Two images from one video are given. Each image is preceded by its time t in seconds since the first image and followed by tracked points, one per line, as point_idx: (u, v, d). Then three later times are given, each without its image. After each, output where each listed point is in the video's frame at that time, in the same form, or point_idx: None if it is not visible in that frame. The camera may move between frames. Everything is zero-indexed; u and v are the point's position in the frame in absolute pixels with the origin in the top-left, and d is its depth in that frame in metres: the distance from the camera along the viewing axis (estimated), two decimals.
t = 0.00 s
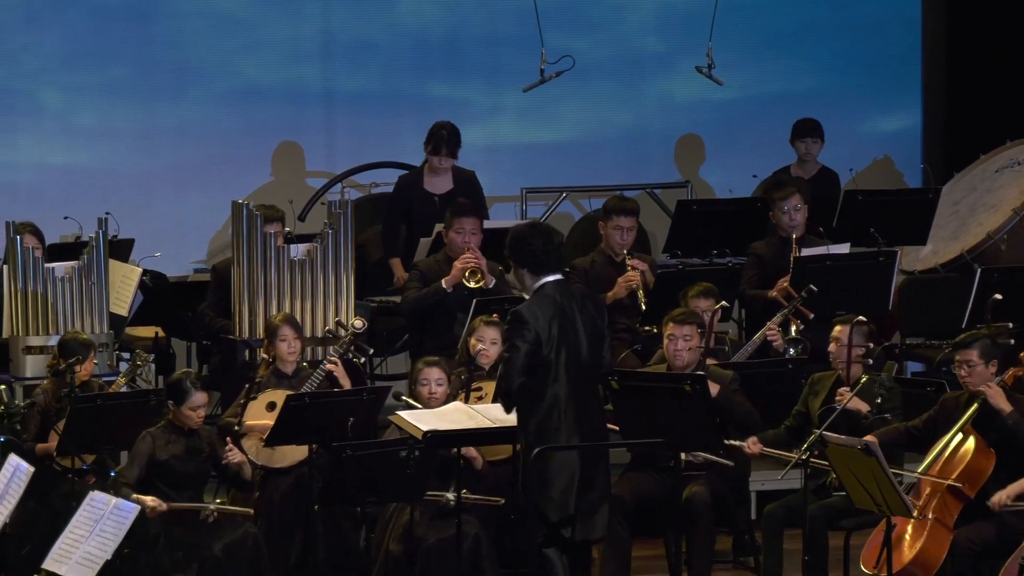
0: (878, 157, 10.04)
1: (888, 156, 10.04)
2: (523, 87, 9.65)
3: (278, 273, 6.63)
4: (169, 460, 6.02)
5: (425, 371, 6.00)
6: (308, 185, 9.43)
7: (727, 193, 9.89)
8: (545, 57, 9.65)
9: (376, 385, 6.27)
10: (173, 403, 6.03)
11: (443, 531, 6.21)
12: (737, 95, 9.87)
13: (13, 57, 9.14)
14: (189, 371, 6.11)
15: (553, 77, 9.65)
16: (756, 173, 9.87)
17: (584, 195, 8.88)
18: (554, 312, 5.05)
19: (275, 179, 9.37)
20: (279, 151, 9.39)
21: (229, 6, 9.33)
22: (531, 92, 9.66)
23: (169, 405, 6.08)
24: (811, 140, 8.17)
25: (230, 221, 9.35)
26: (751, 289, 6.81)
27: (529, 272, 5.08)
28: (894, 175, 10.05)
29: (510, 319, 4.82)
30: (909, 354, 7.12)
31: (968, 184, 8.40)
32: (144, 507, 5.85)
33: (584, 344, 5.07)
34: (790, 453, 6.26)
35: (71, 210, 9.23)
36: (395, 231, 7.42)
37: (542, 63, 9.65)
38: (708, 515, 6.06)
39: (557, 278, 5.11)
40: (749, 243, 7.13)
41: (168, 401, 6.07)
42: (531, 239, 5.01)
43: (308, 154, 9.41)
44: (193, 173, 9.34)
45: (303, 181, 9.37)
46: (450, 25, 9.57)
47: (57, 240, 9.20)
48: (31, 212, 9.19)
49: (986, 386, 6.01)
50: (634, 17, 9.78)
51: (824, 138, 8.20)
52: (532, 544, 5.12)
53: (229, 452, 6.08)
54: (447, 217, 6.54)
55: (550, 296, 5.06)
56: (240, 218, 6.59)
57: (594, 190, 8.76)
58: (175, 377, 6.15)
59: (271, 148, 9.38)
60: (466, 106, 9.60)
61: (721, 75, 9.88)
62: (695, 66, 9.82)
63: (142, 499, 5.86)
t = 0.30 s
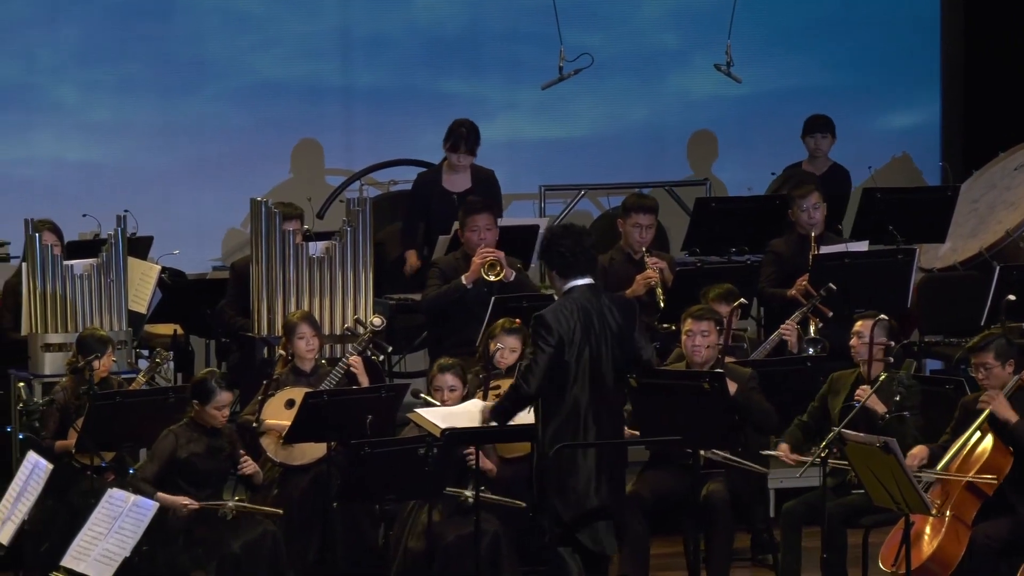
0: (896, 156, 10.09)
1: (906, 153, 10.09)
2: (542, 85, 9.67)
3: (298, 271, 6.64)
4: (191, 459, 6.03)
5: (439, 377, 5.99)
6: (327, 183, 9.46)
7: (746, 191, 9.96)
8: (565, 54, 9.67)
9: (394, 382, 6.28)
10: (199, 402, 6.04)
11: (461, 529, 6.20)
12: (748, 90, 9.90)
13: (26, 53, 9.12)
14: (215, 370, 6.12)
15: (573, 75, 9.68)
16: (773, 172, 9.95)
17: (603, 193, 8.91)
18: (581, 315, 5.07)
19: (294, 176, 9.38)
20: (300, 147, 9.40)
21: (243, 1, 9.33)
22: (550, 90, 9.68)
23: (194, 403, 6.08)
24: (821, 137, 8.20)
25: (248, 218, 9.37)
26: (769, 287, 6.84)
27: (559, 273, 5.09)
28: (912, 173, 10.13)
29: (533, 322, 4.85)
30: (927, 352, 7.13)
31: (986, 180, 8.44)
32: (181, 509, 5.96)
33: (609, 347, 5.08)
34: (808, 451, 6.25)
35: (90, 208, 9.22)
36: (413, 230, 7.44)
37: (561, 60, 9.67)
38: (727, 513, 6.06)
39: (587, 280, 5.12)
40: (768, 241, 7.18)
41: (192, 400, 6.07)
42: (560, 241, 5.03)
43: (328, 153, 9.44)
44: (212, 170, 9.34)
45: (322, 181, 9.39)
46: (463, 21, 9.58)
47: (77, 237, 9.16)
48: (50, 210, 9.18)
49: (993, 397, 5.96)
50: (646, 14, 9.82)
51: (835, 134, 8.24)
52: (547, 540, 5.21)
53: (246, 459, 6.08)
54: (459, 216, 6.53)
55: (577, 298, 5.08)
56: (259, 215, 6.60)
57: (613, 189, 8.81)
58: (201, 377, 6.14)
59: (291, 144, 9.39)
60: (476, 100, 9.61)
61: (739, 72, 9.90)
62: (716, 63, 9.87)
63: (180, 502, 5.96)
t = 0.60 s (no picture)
0: (914, 153, 10.10)
1: (925, 151, 10.11)
2: (561, 83, 9.68)
3: (316, 269, 6.63)
4: (211, 455, 6.09)
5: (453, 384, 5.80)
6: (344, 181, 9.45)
7: (764, 189, 9.98)
8: (582, 52, 9.67)
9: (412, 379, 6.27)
10: (221, 398, 6.11)
11: (478, 527, 6.19)
12: (761, 87, 9.89)
13: (39, 50, 9.12)
14: (236, 366, 6.20)
15: (590, 73, 9.68)
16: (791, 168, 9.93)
17: (622, 191, 8.95)
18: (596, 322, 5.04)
19: (315, 173, 9.38)
20: (318, 142, 9.41)
21: None
22: (568, 87, 9.70)
23: (216, 400, 6.15)
24: (834, 134, 8.18)
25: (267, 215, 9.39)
26: (787, 285, 6.85)
27: (570, 282, 5.08)
28: (930, 170, 10.13)
29: (544, 331, 4.84)
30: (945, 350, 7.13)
31: (1005, 178, 8.48)
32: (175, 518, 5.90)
33: (625, 351, 5.04)
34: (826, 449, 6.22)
35: (108, 205, 9.22)
36: (431, 227, 7.45)
37: (578, 58, 9.67)
38: (745, 510, 6.05)
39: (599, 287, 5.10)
40: (788, 238, 7.22)
41: (215, 397, 6.14)
42: (568, 251, 5.02)
43: (346, 149, 9.44)
44: (229, 167, 9.35)
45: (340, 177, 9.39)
46: (477, 18, 9.58)
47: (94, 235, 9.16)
48: (69, 208, 9.20)
49: (1003, 412, 5.79)
50: (660, 11, 9.81)
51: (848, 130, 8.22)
52: (564, 543, 5.22)
53: (263, 458, 6.12)
54: (482, 214, 6.52)
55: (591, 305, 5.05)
56: (277, 213, 6.61)
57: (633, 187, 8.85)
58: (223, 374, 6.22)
59: (309, 139, 9.40)
60: (487, 94, 9.63)
61: (756, 71, 9.90)
62: (733, 61, 9.84)
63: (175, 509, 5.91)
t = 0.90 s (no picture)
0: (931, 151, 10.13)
1: (942, 148, 10.13)
2: (578, 81, 9.71)
3: (333, 266, 6.64)
4: (229, 452, 6.09)
5: (479, 379, 5.85)
6: (361, 178, 9.42)
7: (782, 186, 9.99)
8: (600, 50, 9.70)
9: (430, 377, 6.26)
10: (237, 394, 6.11)
11: (495, 524, 6.19)
12: (773, 84, 9.91)
13: (52, 46, 9.13)
14: (253, 363, 6.22)
15: (608, 70, 9.72)
16: (809, 167, 9.94)
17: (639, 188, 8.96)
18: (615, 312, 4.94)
19: (333, 171, 9.37)
20: (336, 138, 9.42)
21: None
22: (586, 85, 9.73)
23: (232, 396, 6.15)
24: (852, 132, 8.20)
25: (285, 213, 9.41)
26: (805, 282, 6.84)
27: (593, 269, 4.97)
28: (948, 168, 10.14)
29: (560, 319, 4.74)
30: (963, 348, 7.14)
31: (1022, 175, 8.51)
32: (195, 515, 5.93)
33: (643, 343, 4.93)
34: (843, 447, 6.22)
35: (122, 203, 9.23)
36: (449, 225, 7.48)
37: (596, 56, 9.70)
38: (763, 508, 6.04)
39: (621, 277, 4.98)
40: (806, 235, 7.26)
41: (231, 393, 6.14)
42: (592, 238, 4.91)
43: (363, 146, 9.44)
44: (243, 164, 9.36)
45: (357, 174, 9.37)
46: (490, 15, 9.60)
47: (112, 232, 9.17)
48: (82, 206, 9.21)
49: None
50: (672, 7, 9.82)
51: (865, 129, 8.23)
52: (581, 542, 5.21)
53: (280, 453, 6.13)
54: (499, 212, 6.52)
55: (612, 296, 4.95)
56: (294, 211, 6.61)
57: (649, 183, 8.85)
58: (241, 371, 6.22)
59: (328, 135, 9.41)
60: (500, 91, 9.65)
61: (774, 68, 9.92)
62: (750, 59, 9.89)
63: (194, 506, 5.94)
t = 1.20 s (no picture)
0: (952, 149, 10.15)
1: (963, 148, 10.16)
2: (598, 80, 9.71)
3: (353, 264, 6.64)
4: (249, 451, 6.08)
5: (503, 378, 5.94)
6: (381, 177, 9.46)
7: (802, 185, 10.02)
8: (620, 49, 9.71)
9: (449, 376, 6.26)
10: (256, 393, 6.11)
11: (515, 523, 6.19)
12: (785, 81, 9.92)
13: (66, 43, 9.14)
14: (273, 362, 6.22)
15: (629, 69, 9.72)
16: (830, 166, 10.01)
17: (658, 187, 8.97)
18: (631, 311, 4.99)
19: (353, 170, 9.41)
20: (356, 136, 9.45)
21: None
22: (606, 83, 9.70)
23: (251, 396, 6.14)
24: (872, 132, 8.22)
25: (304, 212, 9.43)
26: (825, 280, 6.86)
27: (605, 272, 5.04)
28: (967, 167, 10.15)
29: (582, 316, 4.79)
30: (983, 346, 7.15)
31: None
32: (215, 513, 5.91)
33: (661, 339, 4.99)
34: (863, 445, 6.22)
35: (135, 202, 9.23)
36: (469, 222, 7.50)
37: (617, 55, 9.70)
38: (783, 507, 6.04)
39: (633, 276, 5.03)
40: (825, 234, 7.28)
41: (250, 392, 6.14)
42: (601, 240, 4.99)
43: (382, 145, 9.46)
44: (258, 162, 9.37)
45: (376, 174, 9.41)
46: (503, 12, 9.62)
47: (131, 231, 9.17)
48: (96, 204, 9.20)
49: None
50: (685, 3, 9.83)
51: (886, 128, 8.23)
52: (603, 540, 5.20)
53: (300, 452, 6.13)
54: (518, 211, 6.53)
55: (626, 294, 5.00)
56: (315, 210, 6.62)
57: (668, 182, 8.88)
58: (259, 370, 6.22)
59: (348, 133, 9.43)
60: (513, 88, 9.66)
61: (795, 67, 9.95)
62: (770, 57, 9.90)
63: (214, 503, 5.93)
